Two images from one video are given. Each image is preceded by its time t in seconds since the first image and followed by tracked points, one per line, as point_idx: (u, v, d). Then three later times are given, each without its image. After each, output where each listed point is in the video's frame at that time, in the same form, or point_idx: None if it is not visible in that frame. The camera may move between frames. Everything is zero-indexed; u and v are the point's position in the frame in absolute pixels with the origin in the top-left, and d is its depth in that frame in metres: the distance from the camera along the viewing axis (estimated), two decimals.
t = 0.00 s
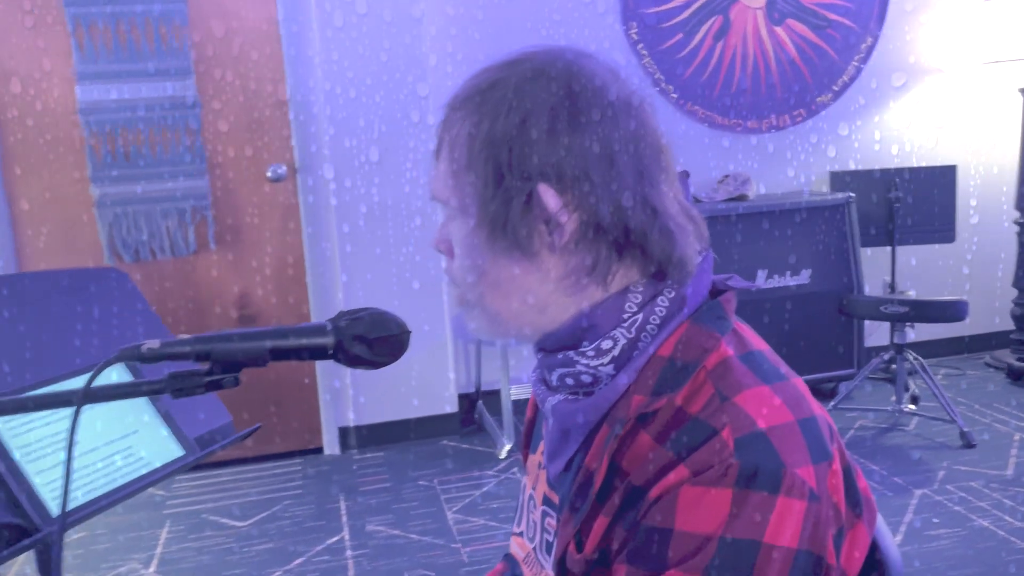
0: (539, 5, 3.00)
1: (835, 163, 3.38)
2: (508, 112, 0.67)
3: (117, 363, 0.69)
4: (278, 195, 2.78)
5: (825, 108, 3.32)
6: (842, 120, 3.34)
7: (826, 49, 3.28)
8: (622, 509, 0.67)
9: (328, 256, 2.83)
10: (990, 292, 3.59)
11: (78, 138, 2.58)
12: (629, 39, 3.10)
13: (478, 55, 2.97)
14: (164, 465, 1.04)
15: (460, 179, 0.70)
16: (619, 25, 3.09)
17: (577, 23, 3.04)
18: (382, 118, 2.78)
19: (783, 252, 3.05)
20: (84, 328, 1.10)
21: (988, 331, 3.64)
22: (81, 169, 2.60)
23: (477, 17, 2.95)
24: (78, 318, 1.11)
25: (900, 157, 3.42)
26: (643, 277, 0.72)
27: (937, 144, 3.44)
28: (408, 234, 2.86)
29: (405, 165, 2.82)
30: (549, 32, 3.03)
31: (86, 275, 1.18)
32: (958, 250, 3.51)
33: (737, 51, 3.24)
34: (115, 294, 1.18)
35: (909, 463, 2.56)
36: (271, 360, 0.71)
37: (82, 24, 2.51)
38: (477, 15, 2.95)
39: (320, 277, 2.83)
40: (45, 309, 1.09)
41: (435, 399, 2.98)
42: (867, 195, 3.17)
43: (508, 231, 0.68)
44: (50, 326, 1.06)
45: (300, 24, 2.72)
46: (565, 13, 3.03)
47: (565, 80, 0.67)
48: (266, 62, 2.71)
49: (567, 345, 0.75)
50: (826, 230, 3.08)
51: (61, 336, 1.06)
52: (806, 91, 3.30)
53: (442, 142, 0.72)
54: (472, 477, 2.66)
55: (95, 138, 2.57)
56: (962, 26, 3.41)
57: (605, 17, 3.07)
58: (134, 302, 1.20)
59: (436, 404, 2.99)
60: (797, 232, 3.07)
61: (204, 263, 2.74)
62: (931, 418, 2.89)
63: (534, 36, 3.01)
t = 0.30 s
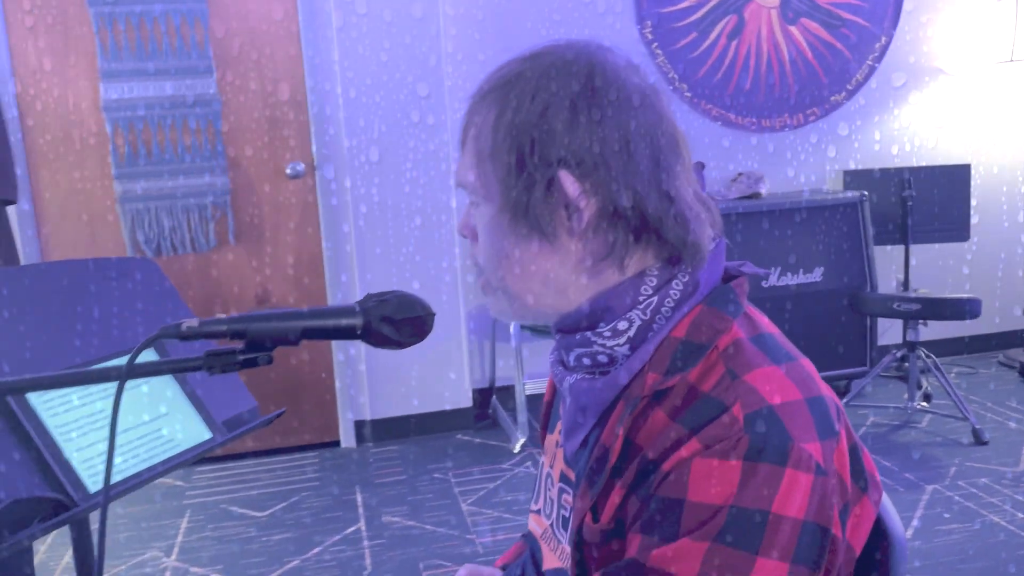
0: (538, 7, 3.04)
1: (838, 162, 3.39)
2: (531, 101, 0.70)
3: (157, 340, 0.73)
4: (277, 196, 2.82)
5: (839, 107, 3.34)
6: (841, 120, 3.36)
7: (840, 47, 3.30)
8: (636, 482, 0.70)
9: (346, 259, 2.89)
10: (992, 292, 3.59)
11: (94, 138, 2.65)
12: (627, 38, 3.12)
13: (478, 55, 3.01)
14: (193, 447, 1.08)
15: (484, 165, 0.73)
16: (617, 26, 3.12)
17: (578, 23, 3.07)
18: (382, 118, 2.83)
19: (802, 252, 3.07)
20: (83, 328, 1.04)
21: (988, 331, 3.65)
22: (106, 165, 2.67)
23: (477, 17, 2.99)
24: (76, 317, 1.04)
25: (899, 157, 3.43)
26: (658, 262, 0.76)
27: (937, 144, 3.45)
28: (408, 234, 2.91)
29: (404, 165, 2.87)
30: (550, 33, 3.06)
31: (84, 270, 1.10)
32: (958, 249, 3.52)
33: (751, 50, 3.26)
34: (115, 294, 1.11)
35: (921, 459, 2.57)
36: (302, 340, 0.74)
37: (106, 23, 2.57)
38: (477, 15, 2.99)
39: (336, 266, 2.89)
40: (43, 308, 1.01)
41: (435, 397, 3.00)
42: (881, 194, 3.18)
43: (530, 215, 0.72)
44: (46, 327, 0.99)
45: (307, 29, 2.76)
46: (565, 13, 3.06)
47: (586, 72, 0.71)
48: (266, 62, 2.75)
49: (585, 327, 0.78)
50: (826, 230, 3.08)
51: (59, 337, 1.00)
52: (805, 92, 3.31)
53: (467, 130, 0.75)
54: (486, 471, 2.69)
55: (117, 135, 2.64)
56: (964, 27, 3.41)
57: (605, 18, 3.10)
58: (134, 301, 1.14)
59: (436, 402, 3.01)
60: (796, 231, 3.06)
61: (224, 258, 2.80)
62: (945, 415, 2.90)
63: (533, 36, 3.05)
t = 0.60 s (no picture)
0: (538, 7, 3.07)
1: (841, 162, 3.42)
2: (551, 91, 0.74)
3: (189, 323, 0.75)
4: (273, 196, 2.85)
5: (846, 108, 3.37)
6: (842, 119, 3.38)
7: (848, 50, 3.33)
8: (647, 462, 0.72)
9: (358, 261, 2.93)
10: (994, 292, 3.61)
11: (94, 138, 2.70)
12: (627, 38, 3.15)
13: (479, 55, 3.05)
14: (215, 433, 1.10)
15: (506, 152, 0.78)
16: (617, 25, 3.15)
17: (578, 23, 3.10)
18: (382, 118, 2.86)
19: (810, 251, 3.10)
20: (83, 329, 0.97)
21: (989, 331, 3.66)
22: (116, 162, 2.72)
23: (477, 17, 3.03)
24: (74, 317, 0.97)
25: (899, 157, 3.46)
26: (671, 249, 0.79)
27: (938, 143, 3.47)
28: (408, 234, 2.95)
29: (405, 165, 2.90)
30: (550, 33, 3.10)
31: (83, 270, 1.02)
32: (958, 249, 3.54)
33: (761, 48, 3.28)
34: (115, 293, 1.04)
35: (926, 457, 2.59)
36: (327, 324, 0.77)
37: (121, 24, 2.63)
38: (478, 15, 3.03)
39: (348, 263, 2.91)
40: (42, 309, 0.94)
41: (433, 399, 3.03)
42: (886, 196, 3.20)
43: (549, 200, 0.76)
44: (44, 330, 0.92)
45: (318, 29, 2.79)
46: (565, 13, 3.09)
47: (604, 65, 0.74)
48: (264, 62, 2.78)
49: (599, 311, 0.81)
50: (825, 230, 3.10)
51: (57, 336, 0.93)
52: (805, 93, 3.34)
53: (490, 119, 0.80)
54: (495, 466, 2.72)
55: (134, 132, 2.69)
56: (964, 28, 3.43)
57: (605, 17, 3.13)
58: (134, 300, 1.07)
59: (434, 401, 3.04)
60: (795, 232, 3.08)
61: (236, 255, 2.85)
62: (949, 415, 2.92)
63: (534, 36, 3.08)
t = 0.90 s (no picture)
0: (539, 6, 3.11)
1: (841, 163, 3.45)
2: (556, 97, 0.77)
3: (201, 322, 0.78)
4: (274, 196, 2.89)
5: (846, 115, 3.40)
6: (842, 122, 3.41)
7: (848, 58, 3.36)
8: (643, 454, 0.75)
9: (360, 260, 2.97)
10: (993, 296, 3.63)
11: (94, 138, 2.74)
12: (626, 39, 3.18)
13: (478, 55, 3.09)
14: (223, 428, 1.13)
15: (510, 155, 0.81)
16: (617, 25, 3.18)
17: (578, 23, 3.13)
18: (382, 118, 2.90)
19: (811, 255, 3.14)
20: (83, 329, 1.00)
21: (989, 331, 3.68)
22: (117, 161, 2.76)
23: (477, 17, 3.07)
24: (74, 317, 1.00)
25: (899, 157, 3.48)
26: (669, 251, 0.82)
27: (937, 143, 3.50)
28: (408, 233, 2.98)
29: (405, 165, 2.94)
30: (549, 33, 3.13)
31: (83, 270, 1.05)
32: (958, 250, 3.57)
33: (761, 57, 3.31)
34: (115, 293, 1.06)
35: (923, 460, 2.62)
36: (333, 321, 0.80)
37: (129, 31, 2.67)
38: (477, 15, 3.07)
39: (352, 270, 2.96)
40: (44, 308, 0.97)
41: (434, 399, 3.06)
42: (886, 201, 3.23)
43: (552, 201, 0.79)
44: (45, 331, 0.95)
45: (322, 27, 2.83)
46: (565, 13, 3.12)
47: (607, 72, 0.78)
48: (265, 62, 2.81)
49: (598, 310, 0.84)
50: (826, 229, 3.13)
51: (57, 335, 0.96)
52: (805, 97, 3.37)
53: (496, 123, 0.83)
54: (496, 468, 2.75)
55: (142, 137, 2.72)
56: (963, 30, 3.46)
57: (605, 17, 3.16)
58: (134, 301, 1.09)
59: (436, 403, 3.07)
60: (795, 232, 3.11)
61: (241, 258, 2.89)
62: (947, 418, 2.95)
63: (534, 36, 3.11)
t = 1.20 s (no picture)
0: (540, 6, 3.13)
1: (842, 165, 3.47)
2: (557, 103, 0.80)
3: (209, 322, 0.80)
4: (274, 196, 2.92)
5: (847, 122, 3.43)
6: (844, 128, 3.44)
7: (848, 65, 3.39)
8: (637, 450, 0.78)
9: (362, 252, 2.99)
10: (994, 301, 3.65)
11: (94, 138, 2.77)
12: (625, 38, 3.21)
13: (478, 55, 3.11)
14: (229, 428, 1.15)
15: (513, 158, 0.83)
16: (617, 25, 3.20)
17: (577, 23, 3.16)
18: (382, 118, 2.92)
19: (812, 260, 3.15)
20: (83, 329, 1.01)
21: (989, 330, 3.69)
22: (117, 161, 2.80)
23: (477, 17, 3.10)
24: (75, 317, 1.01)
25: (899, 157, 3.51)
26: (664, 253, 0.84)
27: (936, 145, 3.52)
28: (408, 233, 3.00)
29: (405, 165, 2.96)
30: (549, 32, 3.16)
31: (84, 271, 1.07)
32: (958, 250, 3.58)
33: (762, 65, 3.34)
34: (115, 293, 1.08)
35: (923, 465, 2.63)
36: (337, 322, 0.82)
37: (135, 39, 2.71)
38: (477, 15, 3.09)
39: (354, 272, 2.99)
40: (44, 309, 0.99)
41: (433, 399, 3.08)
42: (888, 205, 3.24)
43: (551, 204, 0.81)
44: (46, 330, 0.97)
45: (326, 29, 2.87)
46: (565, 13, 3.15)
47: (607, 80, 0.80)
48: (265, 62, 2.85)
49: (596, 310, 0.87)
50: (826, 230, 3.15)
51: (58, 336, 0.98)
52: (805, 102, 3.39)
53: (500, 127, 0.85)
54: (499, 472, 2.77)
55: (146, 143, 2.77)
56: (961, 32, 3.48)
57: (605, 17, 3.18)
58: (134, 301, 1.10)
59: (436, 404, 3.08)
60: (795, 231, 3.13)
61: (246, 263, 2.92)
62: (948, 423, 2.96)
63: (533, 36, 3.14)
